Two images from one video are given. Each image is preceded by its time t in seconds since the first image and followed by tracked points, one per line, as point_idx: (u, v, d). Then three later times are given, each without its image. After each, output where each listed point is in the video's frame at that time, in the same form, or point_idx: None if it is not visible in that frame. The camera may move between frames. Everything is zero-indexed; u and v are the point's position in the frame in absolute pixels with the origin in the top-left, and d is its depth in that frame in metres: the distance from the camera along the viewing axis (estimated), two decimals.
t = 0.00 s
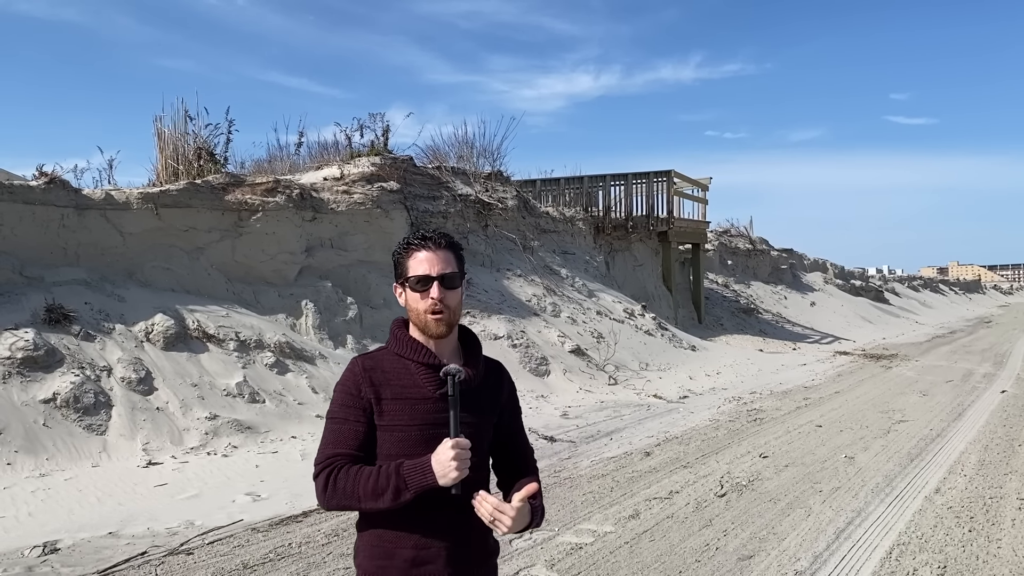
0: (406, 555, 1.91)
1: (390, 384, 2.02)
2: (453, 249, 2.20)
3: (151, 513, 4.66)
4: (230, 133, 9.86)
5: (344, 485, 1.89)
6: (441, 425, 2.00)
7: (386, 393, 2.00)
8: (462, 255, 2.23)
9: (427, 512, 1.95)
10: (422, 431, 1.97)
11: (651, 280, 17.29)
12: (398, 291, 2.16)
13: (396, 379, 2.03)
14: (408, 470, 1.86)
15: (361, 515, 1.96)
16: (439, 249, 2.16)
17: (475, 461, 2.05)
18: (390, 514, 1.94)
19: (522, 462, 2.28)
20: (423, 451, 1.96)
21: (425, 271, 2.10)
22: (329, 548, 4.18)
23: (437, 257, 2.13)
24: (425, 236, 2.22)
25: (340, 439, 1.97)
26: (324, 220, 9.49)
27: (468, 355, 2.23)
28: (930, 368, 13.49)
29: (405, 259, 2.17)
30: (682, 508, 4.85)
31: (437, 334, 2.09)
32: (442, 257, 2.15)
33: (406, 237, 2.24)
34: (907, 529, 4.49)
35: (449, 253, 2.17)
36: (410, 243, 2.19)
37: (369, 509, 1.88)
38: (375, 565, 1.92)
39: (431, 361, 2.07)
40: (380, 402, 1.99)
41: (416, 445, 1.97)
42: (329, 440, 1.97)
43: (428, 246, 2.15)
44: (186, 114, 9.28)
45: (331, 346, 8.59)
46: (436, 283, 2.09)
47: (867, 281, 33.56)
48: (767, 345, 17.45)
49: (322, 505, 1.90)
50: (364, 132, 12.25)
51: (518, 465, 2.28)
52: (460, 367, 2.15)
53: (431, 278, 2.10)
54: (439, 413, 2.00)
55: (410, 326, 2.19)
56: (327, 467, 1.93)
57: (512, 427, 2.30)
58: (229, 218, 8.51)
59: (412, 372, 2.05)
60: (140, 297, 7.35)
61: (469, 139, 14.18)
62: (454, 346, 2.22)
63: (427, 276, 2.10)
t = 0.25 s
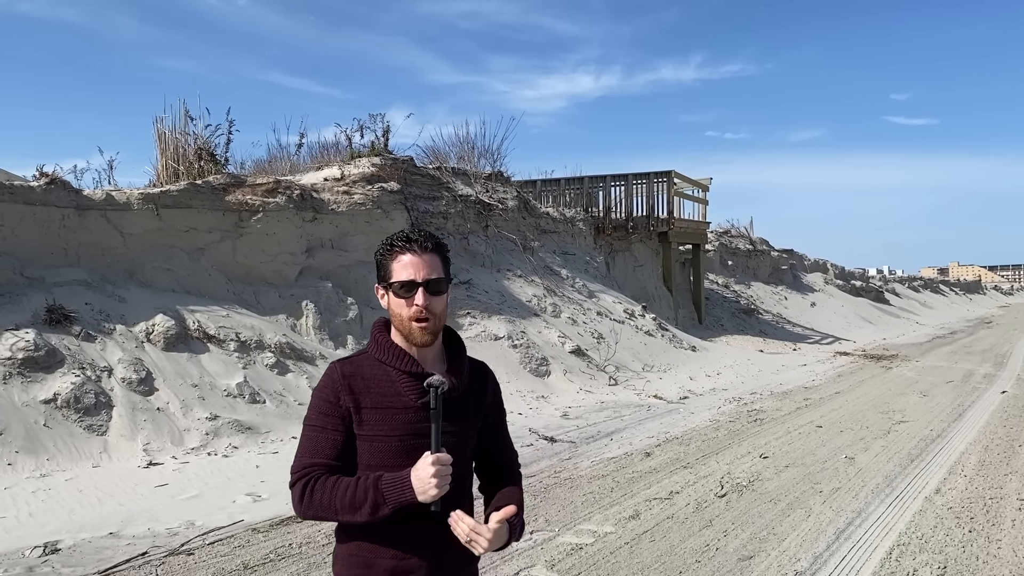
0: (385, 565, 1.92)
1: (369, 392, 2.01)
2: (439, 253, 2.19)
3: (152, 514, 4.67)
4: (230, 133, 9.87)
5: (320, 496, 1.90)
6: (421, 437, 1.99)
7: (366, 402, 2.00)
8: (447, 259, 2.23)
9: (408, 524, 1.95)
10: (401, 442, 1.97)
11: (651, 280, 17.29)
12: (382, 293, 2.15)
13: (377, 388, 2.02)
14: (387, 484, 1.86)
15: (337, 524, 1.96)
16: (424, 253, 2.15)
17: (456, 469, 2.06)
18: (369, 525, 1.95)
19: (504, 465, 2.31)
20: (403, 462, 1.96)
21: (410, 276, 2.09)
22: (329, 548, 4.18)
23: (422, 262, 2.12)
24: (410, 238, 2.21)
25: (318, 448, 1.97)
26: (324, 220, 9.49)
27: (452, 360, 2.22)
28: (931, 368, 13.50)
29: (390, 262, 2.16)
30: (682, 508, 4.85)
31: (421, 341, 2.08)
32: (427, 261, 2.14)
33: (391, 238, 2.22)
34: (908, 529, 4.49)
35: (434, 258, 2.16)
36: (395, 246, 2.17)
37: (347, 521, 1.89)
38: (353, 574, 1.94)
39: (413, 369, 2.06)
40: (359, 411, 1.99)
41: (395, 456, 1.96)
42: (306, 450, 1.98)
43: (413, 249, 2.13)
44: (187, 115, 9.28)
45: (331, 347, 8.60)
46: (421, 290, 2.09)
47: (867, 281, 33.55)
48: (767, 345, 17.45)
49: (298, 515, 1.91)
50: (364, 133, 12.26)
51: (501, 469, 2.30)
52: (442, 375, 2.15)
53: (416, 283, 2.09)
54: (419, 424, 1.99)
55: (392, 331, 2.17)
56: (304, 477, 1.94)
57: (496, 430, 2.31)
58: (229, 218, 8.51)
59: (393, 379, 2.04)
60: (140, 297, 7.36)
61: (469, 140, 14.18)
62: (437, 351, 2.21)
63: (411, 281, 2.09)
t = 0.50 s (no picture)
0: None
1: (348, 405, 2.00)
2: (421, 261, 2.19)
3: (152, 514, 4.67)
4: (230, 134, 9.87)
5: (298, 512, 1.89)
6: (401, 450, 1.98)
7: (346, 415, 1.98)
8: (429, 265, 2.21)
9: (391, 539, 1.95)
10: (381, 456, 1.96)
11: (651, 281, 17.29)
12: (362, 299, 2.15)
13: (356, 399, 2.01)
14: (368, 500, 1.86)
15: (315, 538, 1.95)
16: (406, 260, 2.14)
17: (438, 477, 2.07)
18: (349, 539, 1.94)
19: (485, 470, 2.34)
20: (383, 476, 1.96)
21: (390, 284, 2.08)
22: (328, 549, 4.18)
23: (405, 267, 2.12)
24: (391, 243, 2.19)
25: (295, 462, 1.96)
26: (325, 221, 9.49)
27: (433, 367, 2.21)
28: (931, 369, 13.50)
29: (371, 268, 2.15)
30: (682, 509, 4.85)
31: (401, 346, 2.07)
32: (408, 269, 2.13)
33: (372, 242, 2.21)
34: (908, 530, 4.49)
35: (418, 264, 2.17)
36: (378, 252, 2.16)
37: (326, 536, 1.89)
38: None
39: (393, 381, 2.04)
40: (338, 424, 1.98)
41: (375, 470, 1.96)
42: (283, 463, 1.96)
43: (394, 255, 2.13)
44: (188, 115, 9.28)
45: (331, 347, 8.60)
46: (402, 298, 2.08)
47: (867, 282, 33.53)
48: (767, 346, 17.45)
49: (275, 530, 1.90)
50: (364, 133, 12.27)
51: (482, 473, 2.33)
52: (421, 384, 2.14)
53: (397, 291, 2.08)
54: (400, 437, 1.98)
55: (370, 339, 2.15)
56: (282, 492, 1.92)
57: (479, 436, 2.32)
58: (229, 219, 8.51)
59: (372, 391, 2.02)
60: (140, 298, 7.36)
61: (469, 140, 14.19)
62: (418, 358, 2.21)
63: (392, 289, 2.08)
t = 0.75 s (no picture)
0: None
1: (334, 408, 1.99)
2: (405, 259, 2.21)
3: (152, 515, 4.67)
4: (230, 135, 9.88)
5: (284, 519, 1.85)
6: (389, 454, 1.98)
7: (332, 419, 1.97)
8: (413, 264, 2.22)
9: (381, 541, 1.95)
10: (368, 460, 1.96)
11: (652, 281, 17.29)
12: (343, 299, 2.15)
13: (342, 403, 2.00)
14: (355, 504, 1.84)
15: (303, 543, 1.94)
16: (390, 259, 2.15)
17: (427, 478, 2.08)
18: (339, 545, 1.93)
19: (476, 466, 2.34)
20: (370, 481, 1.96)
21: (374, 284, 2.09)
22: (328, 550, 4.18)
23: (389, 266, 2.13)
24: (374, 242, 2.19)
25: (279, 468, 1.93)
26: (324, 221, 9.49)
27: (417, 368, 2.22)
28: (931, 369, 13.50)
29: (354, 268, 2.15)
30: (682, 510, 4.85)
31: (387, 344, 2.08)
32: (391, 268, 2.13)
33: (354, 241, 2.21)
34: (908, 531, 4.48)
35: (402, 263, 2.18)
36: (361, 252, 2.16)
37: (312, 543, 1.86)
38: None
39: (379, 383, 2.04)
40: (325, 428, 1.97)
41: (362, 475, 1.96)
42: (267, 469, 1.93)
43: (377, 255, 2.13)
44: (188, 116, 9.28)
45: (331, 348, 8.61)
46: (387, 298, 2.09)
47: (868, 283, 33.52)
48: (767, 347, 17.45)
49: (259, 538, 1.86)
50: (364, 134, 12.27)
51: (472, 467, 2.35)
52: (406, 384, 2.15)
53: (381, 292, 2.09)
54: (387, 440, 1.98)
55: (354, 339, 2.16)
56: (266, 499, 1.89)
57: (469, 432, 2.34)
58: (229, 220, 8.50)
59: (358, 394, 2.02)
60: (140, 299, 7.36)
61: (469, 141, 14.19)
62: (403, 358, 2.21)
63: (377, 289, 2.09)
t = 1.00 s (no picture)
0: None
1: (333, 404, 1.99)
2: (404, 257, 2.22)
3: (152, 516, 4.67)
4: (230, 136, 9.88)
5: (284, 514, 1.83)
6: (388, 449, 1.98)
7: (331, 414, 1.97)
8: (411, 262, 2.24)
9: (380, 537, 1.94)
10: (367, 454, 1.96)
11: (652, 282, 17.29)
12: (343, 300, 2.15)
13: (341, 399, 2.00)
14: (354, 497, 1.83)
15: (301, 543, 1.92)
16: (388, 255, 2.16)
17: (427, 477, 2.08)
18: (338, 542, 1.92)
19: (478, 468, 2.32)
20: (369, 475, 1.95)
21: (374, 279, 2.10)
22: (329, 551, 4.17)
23: (388, 263, 2.14)
24: (372, 241, 2.21)
25: (279, 464, 1.92)
26: (324, 223, 9.49)
27: (415, 368, 2.23)
28: (931, 370, 13.50)
29: (353, 266, 2.16)
30: (682, 510, 4.84)
31: (388, 339, 2.08)
32: (390, 264, 2.15)
33: (352, 241, 2.22)
34: (908, 532, 4.48)
35: (400, 259, 2.19)
36: (359, 249, 2.17)
37: (312, 539, 1.83)
38: None
39: (377, 377, 2.05)
40: (324, 423, 1.96)
41: (361, 469, 1.95)
42: (266, 466, 1.92)
43: (376, 252, 2.15)
44: (188, 118, 9.29)
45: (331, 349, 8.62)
46: (388, 292, 2.09)
47: (869, 284, 33.50)
48: (767, 347, 17.45)
49: (258, 536, 1.83)
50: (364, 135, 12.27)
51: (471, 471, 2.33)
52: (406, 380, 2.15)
53: (381, 286, 2.09)
54: (386, 435, 1.98)
55: (354, 338, 2.17)
56: (266, 495, 1.87)
57: (469, 436, 2.33)
58: (230, 221, 8.50)
59: (357, 389, 2.02)
60: (140, 300, 7.35)
61: (469, 142, 14.20)
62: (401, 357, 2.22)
63: (376, 284, 2.09)
